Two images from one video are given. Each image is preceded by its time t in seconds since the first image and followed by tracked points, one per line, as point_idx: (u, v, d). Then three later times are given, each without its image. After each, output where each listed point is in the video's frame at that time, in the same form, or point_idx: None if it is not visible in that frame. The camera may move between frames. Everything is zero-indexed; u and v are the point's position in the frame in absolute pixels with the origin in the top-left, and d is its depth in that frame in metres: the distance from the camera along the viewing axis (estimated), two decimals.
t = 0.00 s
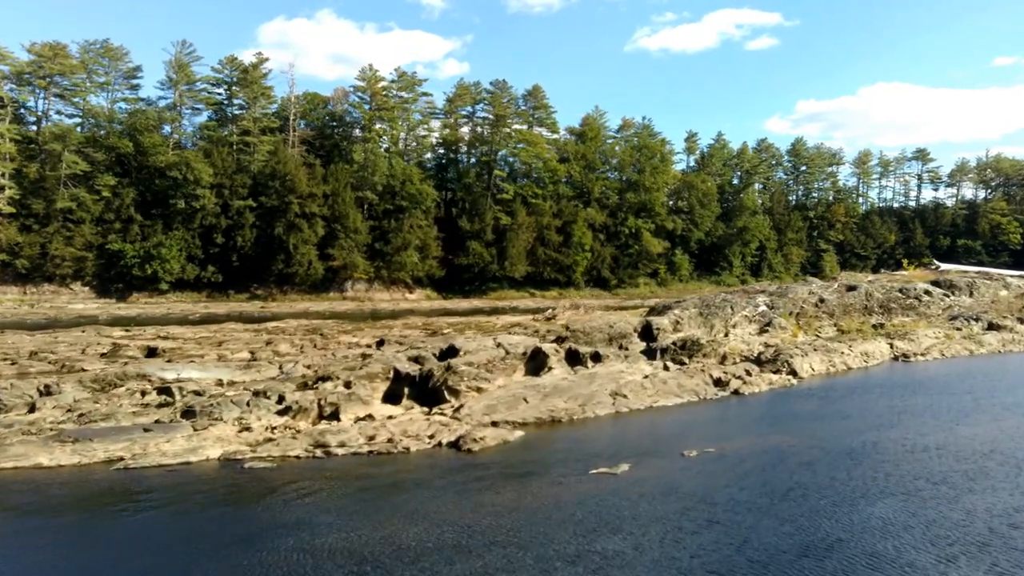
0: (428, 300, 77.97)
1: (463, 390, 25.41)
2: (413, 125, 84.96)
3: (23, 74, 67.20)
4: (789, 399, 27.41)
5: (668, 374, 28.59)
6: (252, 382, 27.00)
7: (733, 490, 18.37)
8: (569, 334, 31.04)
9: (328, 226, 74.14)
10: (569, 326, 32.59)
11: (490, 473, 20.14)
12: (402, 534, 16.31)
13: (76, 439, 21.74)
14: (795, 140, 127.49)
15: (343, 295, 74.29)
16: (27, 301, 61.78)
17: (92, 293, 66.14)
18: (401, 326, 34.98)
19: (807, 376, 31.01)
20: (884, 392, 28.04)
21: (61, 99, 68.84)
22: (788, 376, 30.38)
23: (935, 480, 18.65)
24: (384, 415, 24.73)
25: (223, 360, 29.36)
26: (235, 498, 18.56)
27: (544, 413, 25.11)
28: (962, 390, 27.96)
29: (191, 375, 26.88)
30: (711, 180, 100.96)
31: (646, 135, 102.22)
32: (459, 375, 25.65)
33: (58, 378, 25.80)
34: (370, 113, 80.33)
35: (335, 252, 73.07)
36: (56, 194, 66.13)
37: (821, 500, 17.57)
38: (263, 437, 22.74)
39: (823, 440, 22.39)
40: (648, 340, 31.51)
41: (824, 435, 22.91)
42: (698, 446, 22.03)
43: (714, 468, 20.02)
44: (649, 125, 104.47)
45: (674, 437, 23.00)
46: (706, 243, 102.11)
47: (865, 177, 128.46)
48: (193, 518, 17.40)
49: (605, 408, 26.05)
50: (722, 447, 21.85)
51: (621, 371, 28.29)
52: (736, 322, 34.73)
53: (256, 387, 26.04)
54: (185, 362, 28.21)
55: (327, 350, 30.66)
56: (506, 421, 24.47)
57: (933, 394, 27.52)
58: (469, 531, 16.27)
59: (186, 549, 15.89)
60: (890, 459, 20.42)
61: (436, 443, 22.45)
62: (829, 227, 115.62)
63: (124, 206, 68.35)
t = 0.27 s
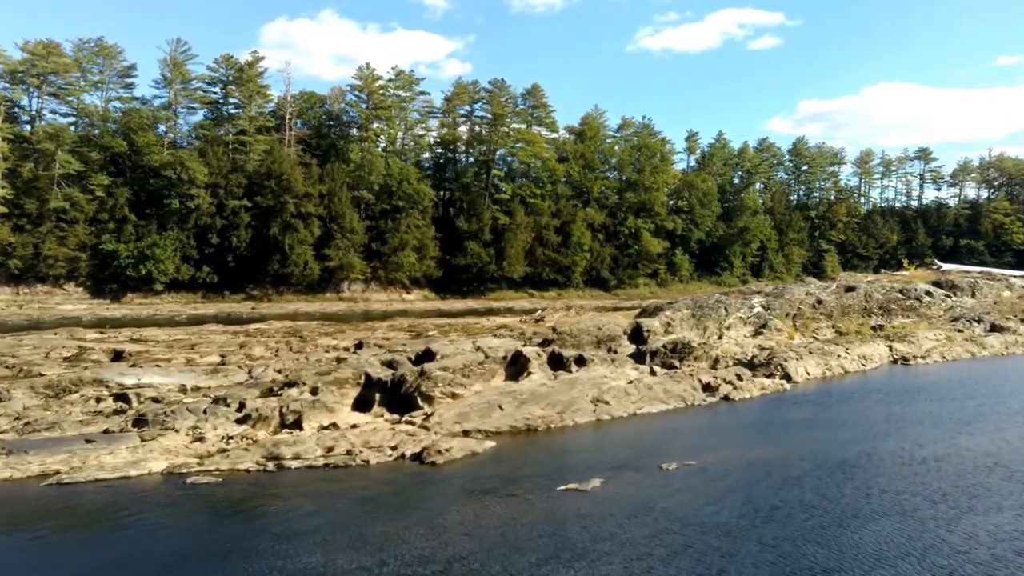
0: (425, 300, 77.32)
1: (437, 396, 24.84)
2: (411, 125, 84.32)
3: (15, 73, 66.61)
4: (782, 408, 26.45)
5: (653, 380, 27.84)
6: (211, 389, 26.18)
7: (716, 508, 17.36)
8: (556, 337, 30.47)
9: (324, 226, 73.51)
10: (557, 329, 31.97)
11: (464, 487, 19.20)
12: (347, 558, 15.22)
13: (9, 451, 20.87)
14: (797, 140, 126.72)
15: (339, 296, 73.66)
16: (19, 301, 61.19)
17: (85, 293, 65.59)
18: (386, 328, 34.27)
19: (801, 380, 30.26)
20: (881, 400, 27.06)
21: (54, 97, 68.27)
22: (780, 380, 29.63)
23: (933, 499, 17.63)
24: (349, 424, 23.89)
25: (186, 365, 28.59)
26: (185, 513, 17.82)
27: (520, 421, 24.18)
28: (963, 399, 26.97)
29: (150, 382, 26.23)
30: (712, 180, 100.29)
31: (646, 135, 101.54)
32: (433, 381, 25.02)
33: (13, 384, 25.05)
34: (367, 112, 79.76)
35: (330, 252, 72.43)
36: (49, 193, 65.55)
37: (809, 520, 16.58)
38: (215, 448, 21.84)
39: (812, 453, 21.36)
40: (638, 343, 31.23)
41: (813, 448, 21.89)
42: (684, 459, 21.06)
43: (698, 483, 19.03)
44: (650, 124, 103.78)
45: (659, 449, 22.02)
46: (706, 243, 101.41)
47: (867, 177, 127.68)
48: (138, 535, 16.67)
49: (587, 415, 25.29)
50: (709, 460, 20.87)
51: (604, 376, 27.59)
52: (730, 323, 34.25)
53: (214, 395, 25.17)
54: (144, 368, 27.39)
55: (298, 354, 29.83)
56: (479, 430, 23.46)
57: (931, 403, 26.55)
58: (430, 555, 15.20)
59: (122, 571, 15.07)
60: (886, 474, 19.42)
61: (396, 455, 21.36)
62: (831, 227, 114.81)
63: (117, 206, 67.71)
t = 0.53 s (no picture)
0: (422, 300, 76.68)
1: (408, 402, 24.08)
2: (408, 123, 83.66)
3: (8, 70, 66.02)
4: (770, 415, 25.59)
5: (636, 384, 27.15)
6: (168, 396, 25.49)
7: (699, 529, 16.34)
8: (542, 339, 29.96)
9: (320, 225, 72.87)
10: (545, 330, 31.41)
11: (433, 504, 18.33)
12: None
13: None
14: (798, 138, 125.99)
15: (335, 296, 73.05)
16: (11, 301, 60.65)
17: (78, 293, 65.06)
18: (370, 330, 33.65)
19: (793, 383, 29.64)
20: (874, 407, 26.23)
21: (47, 95, 67.66)
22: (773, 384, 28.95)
23: (930, 519, 16.61)
24: (309, 433, 23.15)
25: (149, 368, 27.92)
26: (124, 529, 17.07)
27: (491, 429, 23.51)
28: (958, 404, 26.11)
29: (106, 388, 25.53)
30: (712, 179, 99.60)
31: (645, 133, 100.85)
32: (403, 387, 24.31)
33: None
34: (363, 110, 79.19)
35: (326, 251, 71.83)
36: (42, 192, 65.01)
37: (792, 544, 15.52)
38: (159, 460, 21.07)
39: (796, 468, 20.37)
40: (626, 344, 30.79)
41: (798, 461, 20.92)
42: (665, 473, 20.15)
43: (678, 500, 18.07)
44: (649, 123, 103.08)
45: (640, 462, 21.12)
46: (706, 242, 100.71)
47: (868, 175, 126.89)
48: (72, 552, 15.94)
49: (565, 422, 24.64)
50: (691, 474, 19.96)
51: (585, 380, 26.86)
52: (723, 324, 33.85)
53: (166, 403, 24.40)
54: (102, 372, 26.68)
55: (266, 358, 29.18)
56: (447, 439, 22.84)
57: (926, 409, 25.68)
58: None
59: None
60: (879, 491, 18.43)
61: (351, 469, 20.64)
62: (832, 226, 113.97)
63: (111, 205, 67.12)
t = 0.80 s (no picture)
0: (419, 301, 76.03)
1: (373, 409, 23.49)
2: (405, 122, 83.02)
3: None
4: (759, 424, 24.79)
5: (615, 389, 26.48)
6: (120, 404, 24.87)
7: (681, 552, 15.53)
8: (525, 341, 29.30)
9: (315, 225, 72.21)
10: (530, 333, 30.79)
11: (402, 524, 17.52)
12: None
13: None
14: (799, 137, 125.24)
15: (331, 296, 72.39)
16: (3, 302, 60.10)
17: (71, 293, 64.47)
18: (351, 333, 33.03)
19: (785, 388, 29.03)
20: (868, 415, 25.44)
21: (40, 93, 67.03)
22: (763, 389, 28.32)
23: (924, 544, 15.77)
24: (262, 444, 22.44)
25: (108, 374, 27.34)
26: (68, 547, 16.41)
27: (457, 440, 22.76)
28: (955, 412, 25.32)
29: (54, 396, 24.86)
30: (711, 178, 98.90)
31: (645, 132, 100.18)
32: (368, 393, 23.73)
33: None
34: (360, 109, 78.59)
35: (322, 251, 71.24)
36: (34, 191, 64.46)
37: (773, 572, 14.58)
38: (95, 474, 20.26)
39: (778, 484, 19.48)
40: (613, 347, 30.23)
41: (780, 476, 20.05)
42: (646, 488, 19.33)
43: (659, 519, 17.26)
44: (649, 122, 102.38)
45: (621, 476, 20.32)
46: (706, 242, 100.00)
47: (870, 174, 126.13)
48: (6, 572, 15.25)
49: (539, 432, 23.95)
50: (674, 490, 19.14)
51: (561, 386, 26.16)
52: (714, 326, 33.15)
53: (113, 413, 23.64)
54: (54, 379, 26.00)
55: (229, 363, 28.61)
56: (409, 451, 22.09)
57: (921, 417, 24.86)
58: None
59: None
60: (871, 510, 17.60)
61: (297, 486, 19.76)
62: (833, 225, 113.15)
63: (104, 204, 66.49)
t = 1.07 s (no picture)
0: (416, 300, 75.35)
1: (332, 416, 22.69)
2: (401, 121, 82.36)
3: None
4: (747, 433, 23.97)
5: (590, 396, 25.85)
6: (68, 409, 24.13)
7: None
8: (505, 343, 28.43)
9: (311, 224, 71.59)
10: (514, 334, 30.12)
11: (364, 545, 16.72)
12: None
13: None
14: (799, 136, 124.41)
15: (327, 296, 71.73)
16: None
17: (64, 293, 63.80)
18: (329, 335, 32.42)
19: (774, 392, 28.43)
20: (861, 423, 24.58)
21: (32, 91, 66.42)
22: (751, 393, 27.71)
23: (910, 570, 14.83)
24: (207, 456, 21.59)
25: (62, 378, 26.67)
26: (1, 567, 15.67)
27: (417, 452, 22.01)
28: (952, 420, 24.42)
29: None
30: (711, 177, 98.19)
31: (644, 131, 99.47)
32: (328, 401, 22.85)
33: None
34: (356, 107, 77.99)
35: (317, 250, 70.65)
36: (26, 191, 63.92)
37: None
38: (18, 490, 19.18)
39: (754, 501, 18.61)
40: (598, 349, 29.52)
41: (757, 493, 19.15)
42: (624, 505, 18.51)
43: (633, 540, 16.44)
44: (648, 120, 101.67)
45: (599, 492, 19.51)
46: (705, 241, 99.26)
47: (871, 173, 125.37)
48: None
49: (507, 441, 23.26)
50: (652, 507, 18.32)
51: (534, 392, 25.45)
52: (705, 328, 32.28)
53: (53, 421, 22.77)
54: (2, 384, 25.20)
55: (190, 368, 28.01)
56: (364, 464, 21.32)
57: (917, 426, 23.98)
58: None
59: None
60: (857, 531, 16.75)
61: (237, 502, 18.91)
62: (834, 225, 112.36)
63: (97, 203, 65.84)
